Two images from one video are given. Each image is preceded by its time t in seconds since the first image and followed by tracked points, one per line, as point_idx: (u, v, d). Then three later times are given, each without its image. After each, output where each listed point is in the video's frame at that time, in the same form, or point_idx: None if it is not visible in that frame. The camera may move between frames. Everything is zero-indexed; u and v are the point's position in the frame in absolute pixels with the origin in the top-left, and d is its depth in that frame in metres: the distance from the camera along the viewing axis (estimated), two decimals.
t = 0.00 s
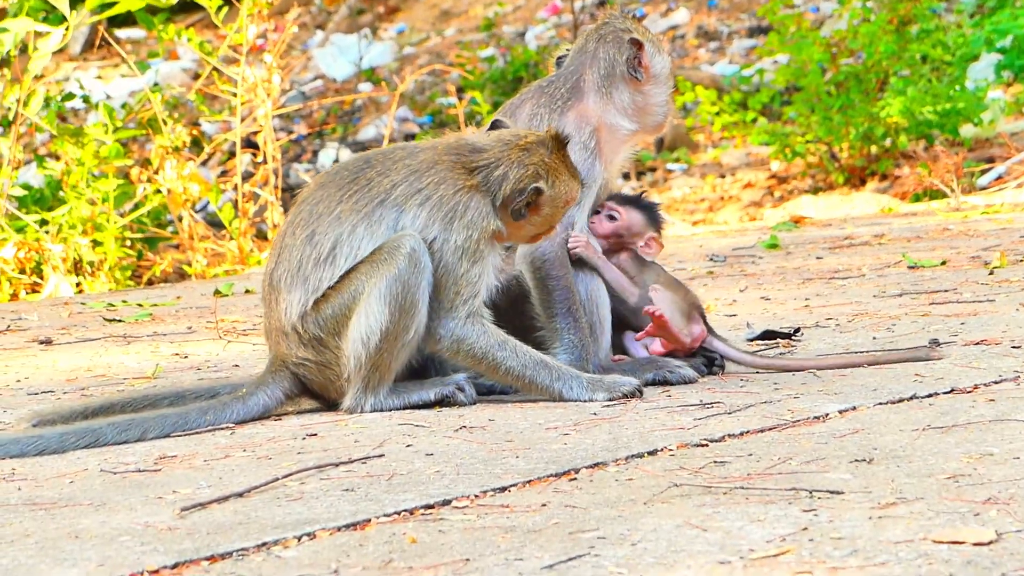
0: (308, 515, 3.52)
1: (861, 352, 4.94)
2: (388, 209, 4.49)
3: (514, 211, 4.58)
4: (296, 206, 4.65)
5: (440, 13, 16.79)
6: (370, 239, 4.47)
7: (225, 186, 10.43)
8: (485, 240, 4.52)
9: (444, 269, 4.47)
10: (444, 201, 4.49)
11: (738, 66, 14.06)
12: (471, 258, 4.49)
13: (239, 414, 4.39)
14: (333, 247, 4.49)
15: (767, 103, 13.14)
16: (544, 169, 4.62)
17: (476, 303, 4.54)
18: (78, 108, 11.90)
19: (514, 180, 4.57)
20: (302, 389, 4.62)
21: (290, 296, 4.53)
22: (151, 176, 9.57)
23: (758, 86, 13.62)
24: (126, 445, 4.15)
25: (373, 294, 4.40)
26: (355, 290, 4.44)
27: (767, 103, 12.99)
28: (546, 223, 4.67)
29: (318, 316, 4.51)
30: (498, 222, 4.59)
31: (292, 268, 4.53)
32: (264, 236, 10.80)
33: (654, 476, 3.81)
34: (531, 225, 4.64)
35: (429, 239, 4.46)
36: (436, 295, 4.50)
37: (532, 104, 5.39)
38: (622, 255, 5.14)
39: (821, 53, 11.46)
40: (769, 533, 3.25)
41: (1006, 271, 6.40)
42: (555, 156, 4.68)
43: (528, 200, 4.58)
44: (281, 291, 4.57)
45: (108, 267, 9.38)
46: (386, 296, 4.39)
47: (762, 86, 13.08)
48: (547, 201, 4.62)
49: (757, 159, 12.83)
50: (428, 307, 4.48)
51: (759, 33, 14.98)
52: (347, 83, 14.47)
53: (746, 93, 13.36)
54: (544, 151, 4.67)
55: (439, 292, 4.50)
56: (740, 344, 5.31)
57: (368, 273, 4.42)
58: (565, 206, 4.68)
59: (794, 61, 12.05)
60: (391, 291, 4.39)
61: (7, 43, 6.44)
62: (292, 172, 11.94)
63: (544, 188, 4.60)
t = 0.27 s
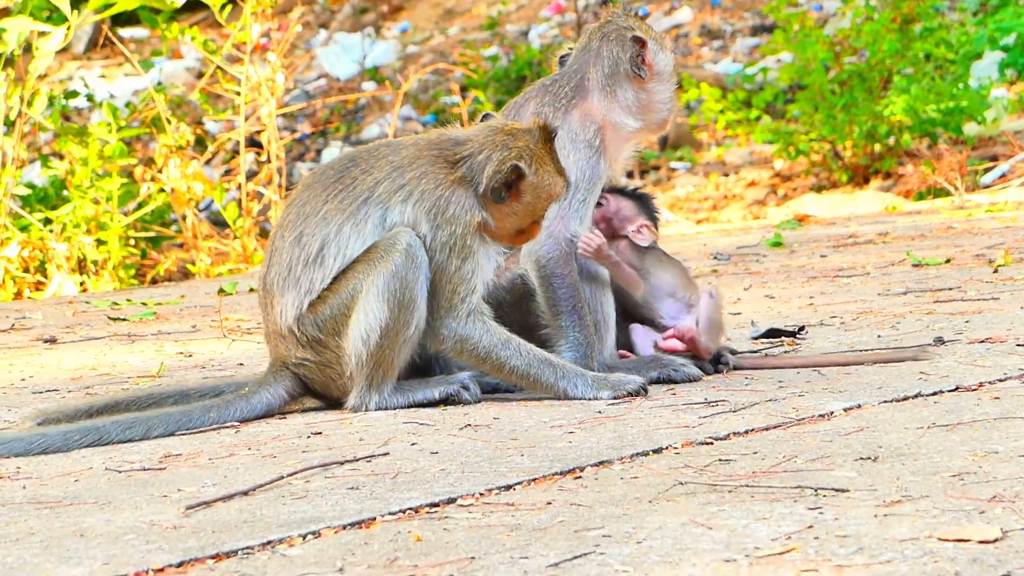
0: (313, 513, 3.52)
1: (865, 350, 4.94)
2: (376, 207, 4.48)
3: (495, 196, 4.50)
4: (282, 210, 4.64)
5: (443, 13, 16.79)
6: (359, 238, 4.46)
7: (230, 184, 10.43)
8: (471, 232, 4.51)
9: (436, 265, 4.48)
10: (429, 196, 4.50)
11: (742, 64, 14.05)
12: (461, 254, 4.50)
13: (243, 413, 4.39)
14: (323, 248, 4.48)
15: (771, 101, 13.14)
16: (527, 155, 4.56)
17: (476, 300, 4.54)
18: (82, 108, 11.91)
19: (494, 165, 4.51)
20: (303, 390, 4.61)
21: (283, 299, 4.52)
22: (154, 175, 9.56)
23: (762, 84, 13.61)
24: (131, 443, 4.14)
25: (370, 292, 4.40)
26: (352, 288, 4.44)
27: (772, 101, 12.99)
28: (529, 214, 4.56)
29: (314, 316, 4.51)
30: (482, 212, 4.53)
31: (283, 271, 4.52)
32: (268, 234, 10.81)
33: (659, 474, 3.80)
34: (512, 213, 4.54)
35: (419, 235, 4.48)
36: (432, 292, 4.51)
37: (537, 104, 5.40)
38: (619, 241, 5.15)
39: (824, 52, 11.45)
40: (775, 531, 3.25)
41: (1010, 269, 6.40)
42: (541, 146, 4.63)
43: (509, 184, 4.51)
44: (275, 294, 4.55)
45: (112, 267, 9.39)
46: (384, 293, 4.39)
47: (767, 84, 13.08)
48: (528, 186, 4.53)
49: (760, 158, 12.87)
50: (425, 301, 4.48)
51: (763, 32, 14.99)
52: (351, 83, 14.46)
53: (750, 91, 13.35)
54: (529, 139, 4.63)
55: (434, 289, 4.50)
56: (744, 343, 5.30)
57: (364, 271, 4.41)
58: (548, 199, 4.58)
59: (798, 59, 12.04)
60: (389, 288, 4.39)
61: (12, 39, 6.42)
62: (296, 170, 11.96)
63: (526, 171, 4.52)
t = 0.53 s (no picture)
0: (315, 517, 3.52)
1: (868, 353, 4.93)
2: (376, 210, 4.49)
3: (491, 202, 4.47)
4: (284, 213, 4.65)
5: (446, 15, 16.77)
6: (359, 241, 4.47)
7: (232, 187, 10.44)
8: (472, 237, 4.49)
9: (437, 269, 4.48)
10: (430, 200, 4.49)
11: (744, 66, 14.05)
12: (461, 260, 4.48)
13: (245, 416, 4.39)
14: (324, 251, 4.49)
15: (774, 104, 13.14)
16: (525, 160, 4.51)
17: (477, 305, 4.54)
18: (85, 111, 11.94)
19: (490, 171, 4.48)
20: (305, 394, 4.61)
21: (285, 302, 4.53)
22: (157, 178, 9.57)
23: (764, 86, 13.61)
24: (132, 447, 4.15)
25: (371, 294, 4.40)
26: (353, 291, 4.44)
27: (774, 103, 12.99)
28: (527, 219, 4.50)
29: (316, 319, 4.51)
30: (482, 218, 4.50)
31: (285, 274, 4.53)
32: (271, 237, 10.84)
33: (661, 478, 3.80)
34: (510, 219, 4.49)
35: (421, 238, 4.47)
36: (435, 297, 4.51)
37: (540, 106, 5.39)
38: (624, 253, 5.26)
39: (826, 55, 11.45)
40: (777, 535, 3.25)
41: (1013, 272, 6.40)
42: (540, 151, 4.57)
43: (505, 190, 4.48)
44: (277, 298, 4.56)
45: (115, 269, 9.41)
46: (386, 296, 4.39)
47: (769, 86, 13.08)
48: (524, 192, 4.47)
49: (762, 160, 12.92)
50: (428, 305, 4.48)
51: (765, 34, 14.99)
52: (353, 85, 14.46)
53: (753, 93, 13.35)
54: (528, 144, 4.58)
55: (436, 293, 4.50)
56: (747, 347, 5.29)
57: (366, 274, 4.42)
58: (547, 205, 4.52)
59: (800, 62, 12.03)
60: (390, 291, 4.39)
61: (15, 43, 6.42)
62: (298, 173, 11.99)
63: (523, 176, 4.47)
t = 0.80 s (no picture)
0: (316, 525, 3.51)
1: (869, 360, 4.93)
2: (385, 219, 4.48)
3: (500, 213, 4.48)
4: (291, 218, 4.63)
5: (447, 21, 16.76)
6: (367, 250, 4.45)
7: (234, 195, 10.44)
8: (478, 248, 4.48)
9: (443, 279, 4.47)
10: (439, 210, 4.48)
11: (744, 73, 14.05)
12: (467, 271, 4.47)
13: (247, 423, 4.38)
14: (331, 259, 4.47)
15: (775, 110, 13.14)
16: (534, 173, 4.53)
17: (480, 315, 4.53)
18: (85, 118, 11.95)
19: (499, 182, 4.49)
20: (308, 401, 4.60)
21: (290, 309, 4.51)
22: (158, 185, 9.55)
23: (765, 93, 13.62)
24: (133, 455, 4.14)
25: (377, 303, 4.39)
26: (358, 299, 4.43)
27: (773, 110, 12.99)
28: (536, 231, 4.53)
29: (321, 327, 4.50)
30: (490, 230, 4.50)
31: (291, 281, 4.51)
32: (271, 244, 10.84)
33: (662, 485, 3.80)
34: (519, 231, 4.51)
35: (428, 248, 4.46)
36: (439, 306, 4.50)
37: (540, 114, 5.40)
38: (632, 258, 5.33)
39: (827, 60, 11.45)
40: (779, 542, 3.24)
41: (1014, 278, 6.40)
42: (549, 164, 4.59)
43: (514, 202, 4.49)
44: (282, 304, 4.55)
45: (116, 276, 9.37)
46: (391, 305, 4.39)
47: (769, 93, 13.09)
48: (534, 205, 4.50)
49: (763, 167, 12.93)
50: (432, 314, 4.48)
51: (766, 41, 15.00)
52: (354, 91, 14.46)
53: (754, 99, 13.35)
54: (537, 157, 4.59)
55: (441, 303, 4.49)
56: (748, 354, 5.29)
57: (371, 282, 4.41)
58: (555, 217, 4.54)
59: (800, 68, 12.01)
60: (395, 300, 4.39)
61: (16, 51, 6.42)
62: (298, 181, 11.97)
63: (532, 189, 4.49)
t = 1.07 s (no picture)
0: (317, 539, 3.51)
1: (869, 374, 4.93)
2: (387, 234, 4.48)
3: (503, 229, 4.50)
4: (292, 232, 4.62)
5: (448, 34, 16.73)
6: (369, 265, 4.45)
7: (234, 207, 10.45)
8: (480, 264, 4.49)
9: (445, 293, 4.47)
10: (441, 226, 4.49)
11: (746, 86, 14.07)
12: (468, 286, 4.48)
13: (247, 437, 4.38)
14: (333, 273, 4.47)
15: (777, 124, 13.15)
16: (538, 189, 4.54)
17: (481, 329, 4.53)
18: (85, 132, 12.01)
19: (503, 199, 4.51)
20: (307, 414, 4.59)
21: (291, 323, 4.50)
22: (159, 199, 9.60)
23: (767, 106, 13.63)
24: (133, 469, 4.14)
25: (377, 316, 4.39)
26: (359, 313, 4.43)
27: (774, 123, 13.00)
28: (538, 249, 4.54)
29: (321, 341, 4.49)
30: (492, 245, 4.52)
31: (292, 294, 4.51)
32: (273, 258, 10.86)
33: (663, 499, 3.80)
34: (521, 248, 4.52)
35: (429, 262, 4.47)
36: (440, 320, 4.50)
37: (541, 127, 5.41)
38: (639, 267, 5.36)
39: (827, 74, 11.48)
40: (779, 556, 3.24)
41: (1015, 292, 6.40)
42: (553, 181, 4.60)
43: (518, 218, 4.51)
44: (282, 318, 4.54)
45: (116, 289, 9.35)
46: (391, 318, 4.38)
47: (771, 106, 13.11)
48: (537, 222, 4.51)
49: (764, 180, 12.92)
50: (432, 328, 4.48)
51: (766, 54, 15.03)
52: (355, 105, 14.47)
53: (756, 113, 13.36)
54: (541, 174, 4.60)
55: (441, 318, 4.49)
56: (750, 367, 5.29)
57: (373, 296, 4.41)
58: (558, 235, 4.55)
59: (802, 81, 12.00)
60: (397, 313, 4.38)
61: (16, 63, 6.44)
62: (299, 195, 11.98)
63: (536, 206, 4.51)
